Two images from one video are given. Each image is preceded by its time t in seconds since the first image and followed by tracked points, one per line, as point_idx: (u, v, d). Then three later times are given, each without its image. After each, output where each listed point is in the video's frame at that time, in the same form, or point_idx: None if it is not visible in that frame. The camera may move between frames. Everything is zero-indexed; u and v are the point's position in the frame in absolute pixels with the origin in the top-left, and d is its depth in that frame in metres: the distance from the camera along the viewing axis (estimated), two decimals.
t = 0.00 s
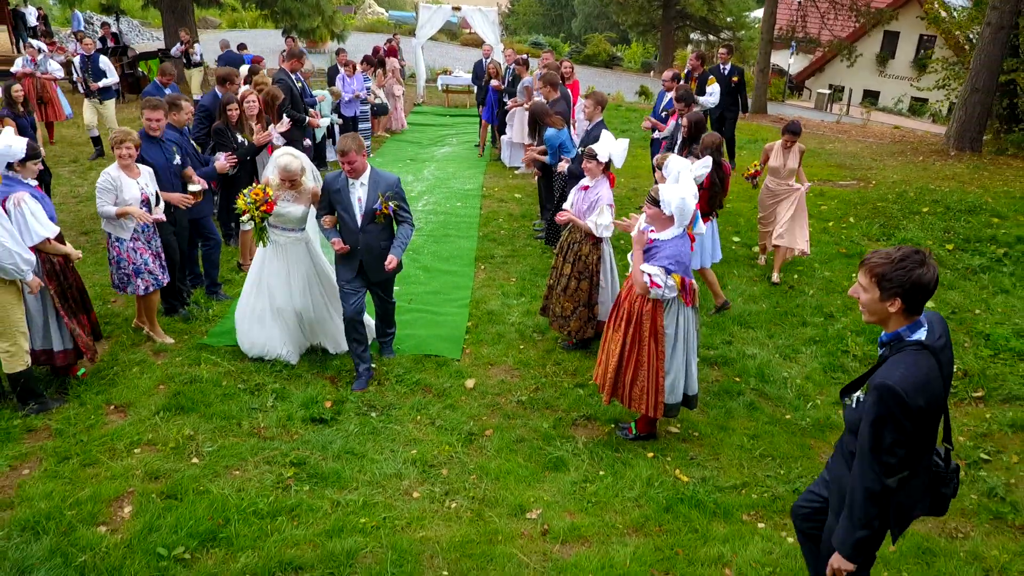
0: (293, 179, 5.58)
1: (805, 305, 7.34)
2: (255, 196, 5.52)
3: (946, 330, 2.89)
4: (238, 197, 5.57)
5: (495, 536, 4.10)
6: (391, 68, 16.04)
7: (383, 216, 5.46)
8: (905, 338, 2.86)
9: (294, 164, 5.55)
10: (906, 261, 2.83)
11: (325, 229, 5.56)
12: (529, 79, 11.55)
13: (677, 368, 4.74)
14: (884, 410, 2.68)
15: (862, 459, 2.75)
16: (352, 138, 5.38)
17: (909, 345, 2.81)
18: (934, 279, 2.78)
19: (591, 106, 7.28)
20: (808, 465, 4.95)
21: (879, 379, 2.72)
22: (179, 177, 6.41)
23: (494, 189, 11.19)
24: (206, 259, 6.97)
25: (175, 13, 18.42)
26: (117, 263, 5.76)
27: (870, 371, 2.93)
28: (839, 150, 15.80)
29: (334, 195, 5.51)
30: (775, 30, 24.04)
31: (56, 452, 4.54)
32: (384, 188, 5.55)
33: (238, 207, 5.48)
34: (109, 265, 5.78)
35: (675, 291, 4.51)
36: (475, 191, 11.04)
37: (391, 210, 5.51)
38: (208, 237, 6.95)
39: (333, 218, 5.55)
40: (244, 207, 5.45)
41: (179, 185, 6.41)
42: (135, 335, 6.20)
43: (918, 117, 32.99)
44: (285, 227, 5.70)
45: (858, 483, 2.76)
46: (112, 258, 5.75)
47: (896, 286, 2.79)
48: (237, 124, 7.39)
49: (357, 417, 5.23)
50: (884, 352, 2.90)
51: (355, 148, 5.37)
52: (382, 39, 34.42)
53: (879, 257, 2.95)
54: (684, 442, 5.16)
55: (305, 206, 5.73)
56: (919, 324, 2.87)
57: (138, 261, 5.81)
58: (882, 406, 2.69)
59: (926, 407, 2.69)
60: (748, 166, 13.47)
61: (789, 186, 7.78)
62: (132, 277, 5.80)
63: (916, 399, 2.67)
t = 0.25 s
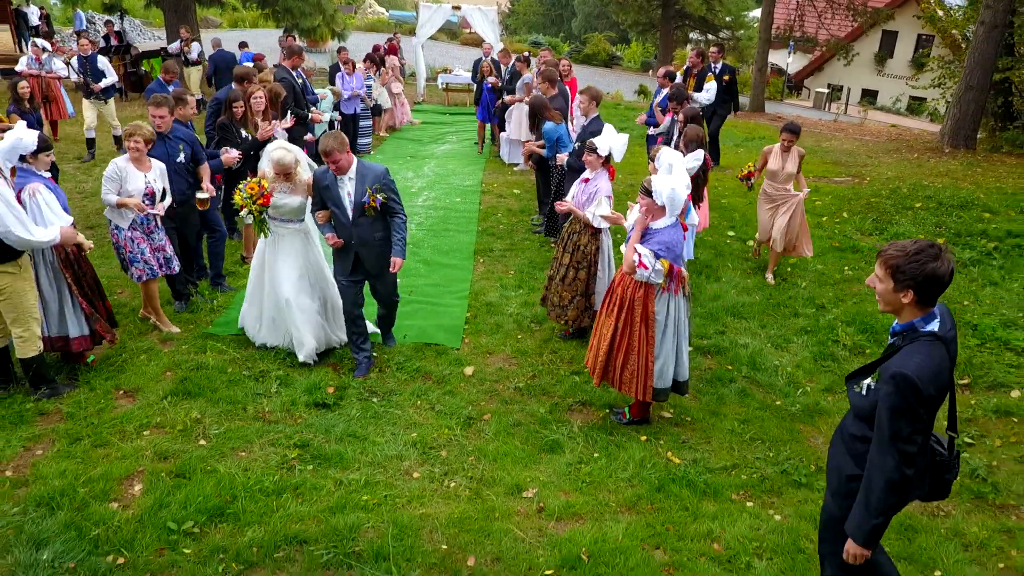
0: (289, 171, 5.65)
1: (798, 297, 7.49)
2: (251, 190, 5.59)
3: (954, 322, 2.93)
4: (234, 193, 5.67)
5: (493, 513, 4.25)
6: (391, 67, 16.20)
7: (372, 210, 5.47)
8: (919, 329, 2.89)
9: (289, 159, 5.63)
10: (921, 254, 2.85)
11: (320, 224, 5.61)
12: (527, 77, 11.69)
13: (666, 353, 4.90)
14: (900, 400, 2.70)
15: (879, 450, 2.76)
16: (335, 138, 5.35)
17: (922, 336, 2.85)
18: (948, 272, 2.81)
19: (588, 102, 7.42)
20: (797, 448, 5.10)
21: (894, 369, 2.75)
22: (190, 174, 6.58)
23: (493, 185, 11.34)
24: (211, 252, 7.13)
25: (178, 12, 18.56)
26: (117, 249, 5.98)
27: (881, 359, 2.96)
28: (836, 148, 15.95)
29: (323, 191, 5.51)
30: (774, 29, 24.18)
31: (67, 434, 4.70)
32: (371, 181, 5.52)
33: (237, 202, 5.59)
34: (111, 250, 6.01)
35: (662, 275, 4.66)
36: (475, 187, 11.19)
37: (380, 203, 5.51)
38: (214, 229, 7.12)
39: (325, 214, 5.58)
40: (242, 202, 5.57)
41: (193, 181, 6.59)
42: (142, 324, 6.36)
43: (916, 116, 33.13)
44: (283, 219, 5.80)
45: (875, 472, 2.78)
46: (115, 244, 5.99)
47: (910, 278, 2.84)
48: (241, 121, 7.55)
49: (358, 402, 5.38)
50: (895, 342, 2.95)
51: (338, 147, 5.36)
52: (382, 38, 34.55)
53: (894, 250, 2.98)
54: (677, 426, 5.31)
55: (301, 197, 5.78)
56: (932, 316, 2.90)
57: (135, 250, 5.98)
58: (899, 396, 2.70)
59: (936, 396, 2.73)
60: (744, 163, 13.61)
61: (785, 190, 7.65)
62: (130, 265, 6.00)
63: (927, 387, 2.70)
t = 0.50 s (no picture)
0: (283, 171, 5.61)
1: (791, 289, 7.62)
2: (242, 193, 5.62)
3: (969, 315, 2.95)
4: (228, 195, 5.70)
5: (490, 493, 4.39)
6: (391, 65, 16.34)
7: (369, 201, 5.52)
8: (927, 318, 2.97)
9: (283, 159, 5.57)
10: (927, 244, 2.93)
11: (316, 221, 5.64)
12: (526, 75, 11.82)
13: (657, 340, 5.02)
14: (905, 382, 2.78)
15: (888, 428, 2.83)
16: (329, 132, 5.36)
17: (931, 324, 2.90)
18: (954, 262, 2.88)
19: (584, 98, 7.56)
20: (786, 433, 5.24)
21: (898, 353, 2.83)
22: (197, 170, 6.70)
23: (492, 181, 11.48)
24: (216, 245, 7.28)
25: (179, 12, 18.69)
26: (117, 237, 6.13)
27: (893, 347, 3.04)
28: (832, 145, 16.09)
29: (318, 186, 5.53)
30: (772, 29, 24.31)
31: (77, 418, 4.84)
32: (367, 173, 5.58)
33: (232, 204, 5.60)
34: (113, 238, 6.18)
35: (652, 265, 4.79)
36: (474, 184, 11.33)
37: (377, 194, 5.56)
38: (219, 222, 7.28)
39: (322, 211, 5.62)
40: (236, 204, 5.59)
41: (200, 177, 6.71)
42: (147, 316, 6.49)
43: (914, 116, 33.28)
44: (283, 221, 5.76)
45: (885, 450, 2.84)
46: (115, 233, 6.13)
47: (916, 267, 2.92)
48: (245, 117, 7.70)
49: (360, 389, 5.52)
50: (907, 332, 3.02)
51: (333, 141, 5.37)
52: (382, 38, 34.66)
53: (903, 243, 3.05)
54: (670, 413, 5.45)
55: (298, 199, 5.72)
56: (942, 306, 2.97)
57: (133, 240, 6.11)
58: (904, 379, 2.78)
59: (939, 383, 2.79)
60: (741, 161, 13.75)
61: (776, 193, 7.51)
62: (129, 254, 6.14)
63: (932, 372, 2.76)
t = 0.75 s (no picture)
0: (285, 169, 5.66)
1: (784, 282, 7.74)
2: (244, 189, 5.62)
3: (991, 302, 2.94)
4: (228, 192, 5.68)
5: (487, 477, 4.51)
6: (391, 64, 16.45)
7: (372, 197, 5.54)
8: (944, 302, 2.99)
9: (285, 159, 5.60)
10: (938, 228, 2.97)
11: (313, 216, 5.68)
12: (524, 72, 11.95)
13: (649, 329, 5.13)
14: (917, 360, 2.83)
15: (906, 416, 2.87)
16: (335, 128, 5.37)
17: (947, 306, 2.94)
18: (966, 245, 2.91)
19: (580, 94, 7.69)
20: (777, 421, 5.35)
21: (912, 331, 2.87)
22: (205, 167, 6.75)
23: (491, 178, 11.59)
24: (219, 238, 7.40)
25: (180, 10, 18.80)
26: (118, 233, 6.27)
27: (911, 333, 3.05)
28: (829, 143, 16.21)
29: (320, 181, 5.61)
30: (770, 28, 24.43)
31: (84, 405, 4.96)
32: (371, 170, 5.60)
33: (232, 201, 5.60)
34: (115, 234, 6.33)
35: (644, 257, 4.91)
36: (473, 180, 11.45)
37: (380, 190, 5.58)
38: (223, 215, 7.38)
39: (320, 207, 5.65)
40: (237, 200, 5.60)
41: (207, 173, 6.79)
42: (152, 307, 6.62)
43: (912, 115, 33.42)
44: (285, 218, 5.82)
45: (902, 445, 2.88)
46: (116, 228, 6.27)
47: (928, 251, 2.96)
48: (248, 113, 7.82)
49: (360, 377, 5.64)
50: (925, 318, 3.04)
51: (338, 137, 5.39)
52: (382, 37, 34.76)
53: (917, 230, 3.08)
54: (664, 401, 5.57)
55: (299, 196, 5.80)
56: (959, 288, 2.99)
57: (132, 236, 6.23)
58: (914, 358, 2.83)
59: (953, 363, 2.80)
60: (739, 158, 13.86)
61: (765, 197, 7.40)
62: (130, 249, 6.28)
63: (944, 349, 2.80)
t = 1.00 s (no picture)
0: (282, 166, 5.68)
1: (780, 278, 7.81)
2: (241, 186, 5.65)
3: (1009, 300, 2.94)
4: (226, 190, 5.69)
5: (485, 467, 4.59)
6: (391, 63, 16.52)
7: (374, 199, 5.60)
8: (962, 297, 3.00)
9: (285, 156, 5.63)
10: (961, 223, 2.98)
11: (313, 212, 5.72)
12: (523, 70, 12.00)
13: (643, 323, 5.19)
14: (928, 355, 2.83)
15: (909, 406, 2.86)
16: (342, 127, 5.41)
17: (966, 301, 2.95)
18: (989, 241, 2.93)
19: (578, 92, 7.75)
20: (771, 413, 5.43)
21: (927, 325, 2.87)
22: (213, 166, 6.75)
23: (490, 176, 11.67)
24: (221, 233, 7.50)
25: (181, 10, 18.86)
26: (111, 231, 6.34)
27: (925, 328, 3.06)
28: (827, 141, 16.28)
29: (322, 178, 5.64)
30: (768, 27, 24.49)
31: (88, 397, 5.04)
32: (376, 173, 5.65)
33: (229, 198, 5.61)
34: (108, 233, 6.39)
35: (636, 252, 4.99)
36: (472, 178, 11.52)
37: (383, 193, 5.63)
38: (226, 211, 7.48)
39: (320, 203, 5.69)
40: (234, 197, 5.61)
41: (215, 174, 6.78)
42: (154, 303, 6.70)
43: (911, 114, 33.50)
44: (283, 214, 5.86)
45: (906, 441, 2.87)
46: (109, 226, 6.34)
47: (951, 246, 2.97)
48: (250, 111, 7.89)
49: (360, 371, 5.72)
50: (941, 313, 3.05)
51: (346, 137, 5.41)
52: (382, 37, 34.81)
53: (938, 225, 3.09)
54: (659, 394, 5.65)
55: (298, 191, 5.83)
56: (978, 285, 2.98)
57: (123, 234, 6.30)
58: (926, 349, 2.83)
59: (969, 359, 2.80)
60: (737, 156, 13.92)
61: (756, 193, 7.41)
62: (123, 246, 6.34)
63: (959, 345, 2.79)
